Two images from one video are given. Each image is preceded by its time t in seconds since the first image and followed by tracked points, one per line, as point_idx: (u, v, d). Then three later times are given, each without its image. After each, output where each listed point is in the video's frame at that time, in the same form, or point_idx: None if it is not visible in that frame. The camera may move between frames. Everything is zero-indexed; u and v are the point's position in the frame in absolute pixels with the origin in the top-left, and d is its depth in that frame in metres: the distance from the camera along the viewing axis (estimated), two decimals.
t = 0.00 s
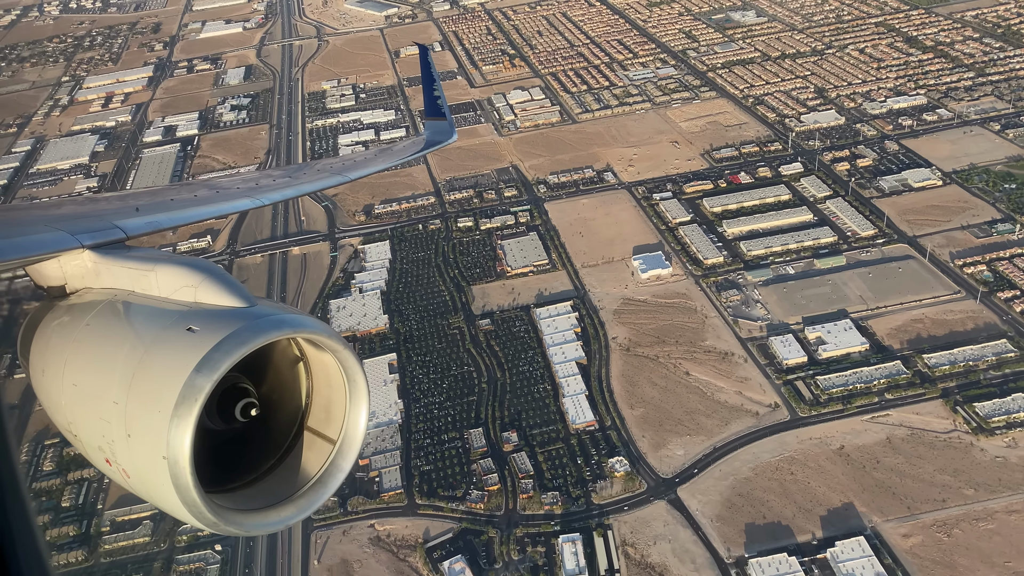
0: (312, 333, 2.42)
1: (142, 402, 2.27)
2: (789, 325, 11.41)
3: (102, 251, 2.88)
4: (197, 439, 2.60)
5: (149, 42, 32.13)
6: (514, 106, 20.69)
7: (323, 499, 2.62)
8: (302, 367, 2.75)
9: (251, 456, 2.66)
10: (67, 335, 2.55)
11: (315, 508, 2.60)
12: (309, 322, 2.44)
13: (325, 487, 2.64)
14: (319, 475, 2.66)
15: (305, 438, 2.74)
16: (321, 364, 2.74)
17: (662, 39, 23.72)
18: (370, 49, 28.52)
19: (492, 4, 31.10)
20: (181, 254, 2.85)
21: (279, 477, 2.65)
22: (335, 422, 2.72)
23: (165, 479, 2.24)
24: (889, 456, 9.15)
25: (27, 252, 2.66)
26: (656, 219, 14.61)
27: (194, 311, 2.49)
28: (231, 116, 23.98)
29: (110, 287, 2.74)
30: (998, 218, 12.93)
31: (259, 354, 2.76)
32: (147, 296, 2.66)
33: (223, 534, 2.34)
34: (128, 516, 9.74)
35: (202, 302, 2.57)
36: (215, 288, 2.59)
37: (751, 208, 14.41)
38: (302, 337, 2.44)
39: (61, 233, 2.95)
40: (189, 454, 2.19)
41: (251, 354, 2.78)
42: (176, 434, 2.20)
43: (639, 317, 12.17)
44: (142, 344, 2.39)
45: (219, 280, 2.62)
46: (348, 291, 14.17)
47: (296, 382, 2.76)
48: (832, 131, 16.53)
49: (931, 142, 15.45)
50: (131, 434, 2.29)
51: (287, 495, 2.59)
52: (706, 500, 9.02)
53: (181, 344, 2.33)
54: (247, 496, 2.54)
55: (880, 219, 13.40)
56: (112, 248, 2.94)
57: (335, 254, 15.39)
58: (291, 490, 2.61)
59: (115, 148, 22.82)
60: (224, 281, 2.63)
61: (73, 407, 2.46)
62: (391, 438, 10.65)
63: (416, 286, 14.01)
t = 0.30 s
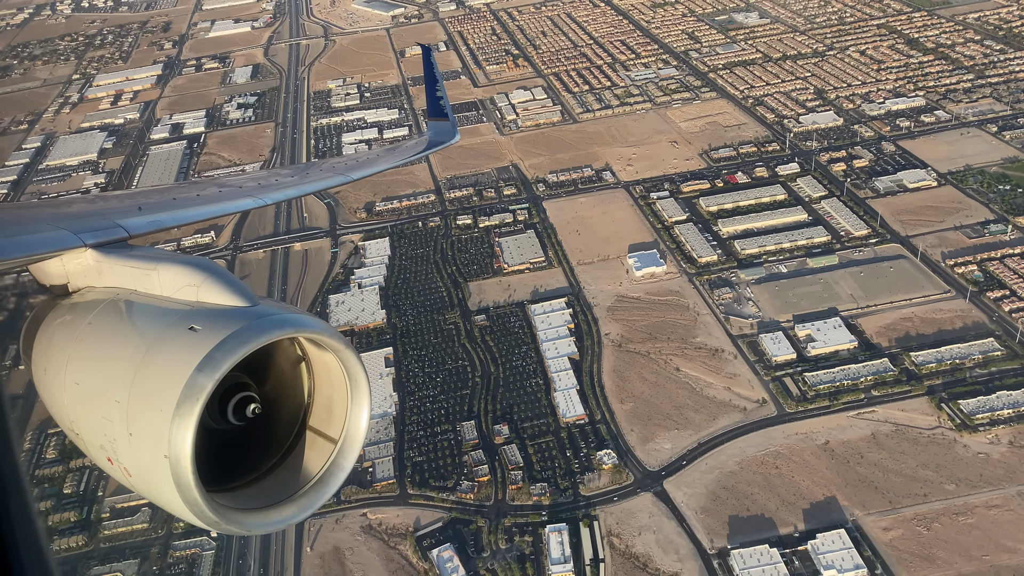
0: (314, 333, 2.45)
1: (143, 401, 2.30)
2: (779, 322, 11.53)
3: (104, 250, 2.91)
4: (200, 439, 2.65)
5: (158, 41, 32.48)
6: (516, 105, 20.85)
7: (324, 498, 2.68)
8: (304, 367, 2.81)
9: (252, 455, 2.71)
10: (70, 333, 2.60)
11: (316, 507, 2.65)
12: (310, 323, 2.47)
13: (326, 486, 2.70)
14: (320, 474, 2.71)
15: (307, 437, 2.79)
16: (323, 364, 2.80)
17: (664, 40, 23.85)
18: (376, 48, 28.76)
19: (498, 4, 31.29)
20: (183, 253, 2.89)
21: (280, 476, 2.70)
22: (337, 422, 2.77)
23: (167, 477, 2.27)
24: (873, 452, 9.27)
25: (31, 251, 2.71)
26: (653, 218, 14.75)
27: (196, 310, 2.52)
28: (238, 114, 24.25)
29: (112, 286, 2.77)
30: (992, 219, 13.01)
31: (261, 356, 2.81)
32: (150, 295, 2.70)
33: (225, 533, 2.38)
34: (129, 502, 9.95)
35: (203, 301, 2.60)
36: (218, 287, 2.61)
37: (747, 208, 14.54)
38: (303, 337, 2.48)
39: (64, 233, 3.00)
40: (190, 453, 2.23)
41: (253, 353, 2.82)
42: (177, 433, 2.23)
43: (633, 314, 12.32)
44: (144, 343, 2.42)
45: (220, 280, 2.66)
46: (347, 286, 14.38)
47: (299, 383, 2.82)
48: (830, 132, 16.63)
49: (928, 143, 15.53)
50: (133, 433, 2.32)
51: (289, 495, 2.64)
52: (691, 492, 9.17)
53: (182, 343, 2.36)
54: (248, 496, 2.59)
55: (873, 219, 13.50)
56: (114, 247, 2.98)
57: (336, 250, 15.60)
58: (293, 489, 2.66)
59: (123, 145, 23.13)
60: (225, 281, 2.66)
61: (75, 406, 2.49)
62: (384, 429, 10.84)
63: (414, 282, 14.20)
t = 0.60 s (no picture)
0: (314, 333, 2.48)
1: (145, 401, 2.35)
2: (770, 321, 11.66)
3: (106, 249, 3.01)
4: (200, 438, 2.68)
5: (168, 39, 32.82)
6: (518, 105, 21.01)
7: (325, 498, 2.68)
8: (306, 367, 2.82)
9: (254, 455, 2.73)
10: (71, 332, 2.70)
11: (317, 507, 2.66)
12: (311, 322, 2.50)
13: (326, 486, 2.70)
14: (321, 474, 2.72)
15: (307, 438, 2.80)
16: (324, 364, 2.81)
17: (667, 41, 23.98)
18: (382, 48, 29.02)
19: (504, 5, 31.50)
20: (185, 253, 2.96)
21: (280, 477, 2.71)
22: (337, 423, 2.78)
23: (167, 477, 2.31)
24: (858, 448, 9.39)
25: (32, 249, 2.80)
26: (649, 217, 14.90)
27: (198, 309, 2.58)
28: (244, 112, 24.53)
29: (114, 285, 2.87)
30: (984, 221, 13.11)
31: (262, 356, 2.83)
32: (151, 295, 2.78)
33: (224, 534, 2.41)
34: (126, 490, 10.27)
35: (205, 301, 2.65)
36: (219, 287, 2.67)
37: (742, 207, 14.66)
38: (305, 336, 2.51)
39: (67, 232, 3.11)
40: (190, 453, 2.27)
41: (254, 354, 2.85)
42: (177, 434, 2.27)
43: (626, 311, 12.47)
44: (146, 344, 2.48)
45: (223, 280, 2.71)
46: (346, 281, 14.58)
47: (301, 383, 2.83)
48: (827, 133, 16.74)
49: (925, 145, 15.62)
50: (134, 433, 2.38)
51: (290, 495, 2.66)
52: (677, 486, 9.32)
53: (183, 342, 2.41)
54: (248, 496, 2.61)
55: (867, 220, 13.61)
56: (115, 246, 3.08)
57: (337, 246, 15.81)
58: (293, 489, 2.68)
59: (131, 141, 23.45)
60: (227, 280, 2.72)
61: (77, 405, 2.58)
62: (379, 421, 11.03)
63: (412, 278, 14.40)
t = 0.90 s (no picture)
0: (315, 334, 2.54)
1: (147, 400, 2.41)
2: (760, 318, 11.81)
3: (108, 249, 3.11)
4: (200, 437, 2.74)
5: (178, 37, 33.15)
6: (521, 104, 21.19)
7: (325, 499, 2.73)
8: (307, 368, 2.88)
9: (254, 455, 2.78)
10: (72, 330, 2.78)
11: (316, 507, 2.70)
12: (311, 323, 2.55)
13: (326, 486, 2.75)
14: (321, 474, 2.78)
15: (307, 439, 2.86)
16: (324, 365, 2.87)
17: (670, 43, 24.12)
18: (388, 47, 29.27)
19: (510, 6, 31.70)
20: (186, 254, 3.06)
21: (280, 477, 2.76)
22: (337, 423, 2.84)
23: (167, 476, 2.36)
24: (841, 444, 9.53)
25: (36, 248, 2.92)
26: (646, 216, 15.07)
27: (199, 309, 2.64)
28: (250, 109, 24.80)
29: (116, 284, 2.97)
30: (977, 223, 13.22)
31: (263, 356, 2.88)
32: (154, 293, 2.87)
33: (224, 533, 2.45)
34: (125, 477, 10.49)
35: (206, 301, 2.73)
36: (221, 288, 2.74)
37: (738, 208, 14.79)
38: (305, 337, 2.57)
39: (70, 231, 3.22)
40: (190, 451, 2.32)
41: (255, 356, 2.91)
42: (178, 433, 2.32)
43: (619, 308, 12.64)
44: (147, 343, 2.55)
45: (224, 281, 2.78)
46: (346, 276, 14.80)
47: (302, 384, 2.89)
48: (825, 135, 16.87)
49: (921, 148, 15.72)
50: (134, 431, 2.43)
51: (289, 496, 2.71)
52: (662, 479, 9.49)
53: (185, 341, 2.47)
54: (248, 496, 2.66)
55: (861, 221, 13.74)
56: (117, 246, 3.19)
57: (337, 242, 16.03)
58: (293, 489, 2.73)
59: (139, 138, 23.76)
60: (228, 281, 2.79)
61: (77, 403, 2.65)
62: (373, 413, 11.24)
63: (410, 274, 14.60)
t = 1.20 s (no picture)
0: (316, 336, 2.49)
1: (145, 400, 2.34)
2: (751, 317, 11.94)
3: (108, 249, 3.08)
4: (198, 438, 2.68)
5: (187, 34, 33.45)
6: (523, 104, 21.35)
7: (322, 502, 2.68)
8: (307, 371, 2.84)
9: (252, 457, 2.73)
10: (72, 330, 2.71)
11: (314, 510, 2.66)
12: (312, 324, 2.50)
13: (324, 490, 2.70)
14: (319, 477, 2.72)
15: (306, 441, 2.81)
16: (323, 366, 2.82)
17: (673, 44, 24.25)
18: (394, 46, 29.50)
19: (516, 6, 31.87)
20: (186, 255, 3.02)
21: (278, 479, 2.71)
22: (336, 426, 2.79)
23: (166, 478, 2.30)
24: (825, 441, 9.66)
25: (34, 248, 2.89)
26: (642, 216, 15.21)
27: (199, 310, 2.58)
28: (256, 106, 25.04)
29: (116, 284, 2.91)
30: (969, 225, 13.32)
31: (261, 358, 2.84)
32: (155, 295, 2.81)
33: (222, 536, 2.39)
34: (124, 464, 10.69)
35: (207, 302, 2.67)
36: (222, 289, 2.69)
37: (733, 208, 14.92)
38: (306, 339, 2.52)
39: (70, 231, 3.20)
40: (188, 453, 2.25)
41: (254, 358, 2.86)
42: (177, 434, 2.26)
43: (612, 305, 12.79)
44: (146, 344, 2.48)
45: (226, 281, 2.73)
46: (344, 271, 15.00)
47: (301, 387, 2.85)
48: (823, 137, 16.98)
49: (918, 151, 15.82)
50: (132, 432, 2.37)
51: (287, 499, 2.65)
52: (647, 472, 9.64)
53: (184, 342, 2.41)
54: (246, 498, 2.60)
55: (854, 222, 13.85)
56: (116, 246, 3.17)
57: (337, 237, 16.23)
58: (290, 492, 2.68)
59: (146, 133, 24.03)
60: (228, 282, 2.74)
61: (74, 403, 2.58)
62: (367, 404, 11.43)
63: (408, 269, 14.79)
